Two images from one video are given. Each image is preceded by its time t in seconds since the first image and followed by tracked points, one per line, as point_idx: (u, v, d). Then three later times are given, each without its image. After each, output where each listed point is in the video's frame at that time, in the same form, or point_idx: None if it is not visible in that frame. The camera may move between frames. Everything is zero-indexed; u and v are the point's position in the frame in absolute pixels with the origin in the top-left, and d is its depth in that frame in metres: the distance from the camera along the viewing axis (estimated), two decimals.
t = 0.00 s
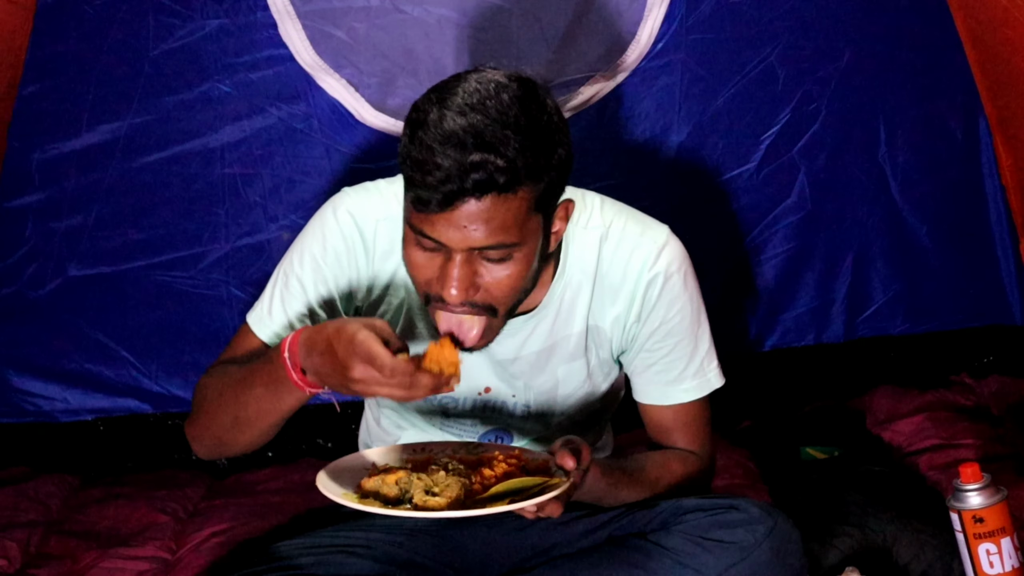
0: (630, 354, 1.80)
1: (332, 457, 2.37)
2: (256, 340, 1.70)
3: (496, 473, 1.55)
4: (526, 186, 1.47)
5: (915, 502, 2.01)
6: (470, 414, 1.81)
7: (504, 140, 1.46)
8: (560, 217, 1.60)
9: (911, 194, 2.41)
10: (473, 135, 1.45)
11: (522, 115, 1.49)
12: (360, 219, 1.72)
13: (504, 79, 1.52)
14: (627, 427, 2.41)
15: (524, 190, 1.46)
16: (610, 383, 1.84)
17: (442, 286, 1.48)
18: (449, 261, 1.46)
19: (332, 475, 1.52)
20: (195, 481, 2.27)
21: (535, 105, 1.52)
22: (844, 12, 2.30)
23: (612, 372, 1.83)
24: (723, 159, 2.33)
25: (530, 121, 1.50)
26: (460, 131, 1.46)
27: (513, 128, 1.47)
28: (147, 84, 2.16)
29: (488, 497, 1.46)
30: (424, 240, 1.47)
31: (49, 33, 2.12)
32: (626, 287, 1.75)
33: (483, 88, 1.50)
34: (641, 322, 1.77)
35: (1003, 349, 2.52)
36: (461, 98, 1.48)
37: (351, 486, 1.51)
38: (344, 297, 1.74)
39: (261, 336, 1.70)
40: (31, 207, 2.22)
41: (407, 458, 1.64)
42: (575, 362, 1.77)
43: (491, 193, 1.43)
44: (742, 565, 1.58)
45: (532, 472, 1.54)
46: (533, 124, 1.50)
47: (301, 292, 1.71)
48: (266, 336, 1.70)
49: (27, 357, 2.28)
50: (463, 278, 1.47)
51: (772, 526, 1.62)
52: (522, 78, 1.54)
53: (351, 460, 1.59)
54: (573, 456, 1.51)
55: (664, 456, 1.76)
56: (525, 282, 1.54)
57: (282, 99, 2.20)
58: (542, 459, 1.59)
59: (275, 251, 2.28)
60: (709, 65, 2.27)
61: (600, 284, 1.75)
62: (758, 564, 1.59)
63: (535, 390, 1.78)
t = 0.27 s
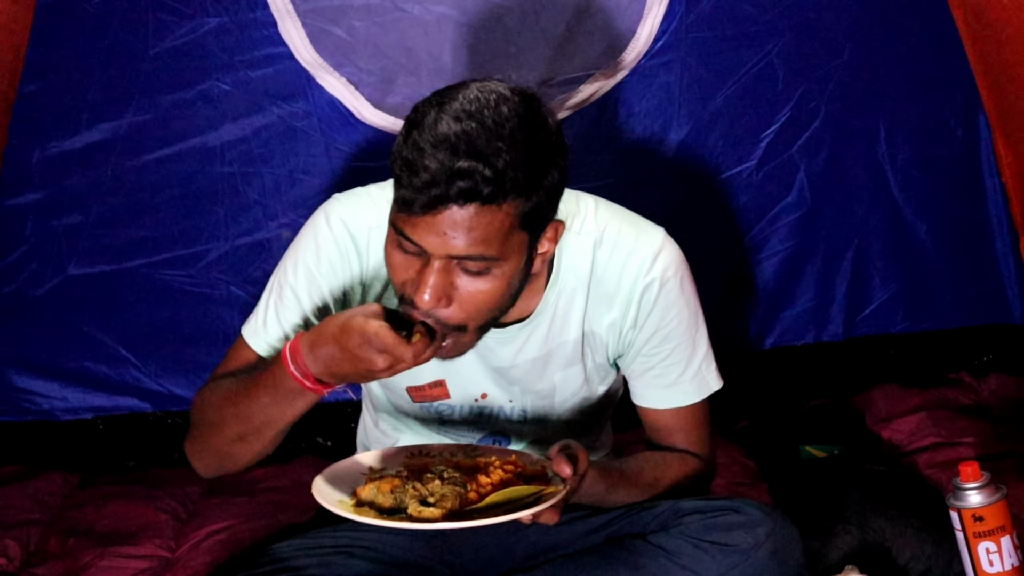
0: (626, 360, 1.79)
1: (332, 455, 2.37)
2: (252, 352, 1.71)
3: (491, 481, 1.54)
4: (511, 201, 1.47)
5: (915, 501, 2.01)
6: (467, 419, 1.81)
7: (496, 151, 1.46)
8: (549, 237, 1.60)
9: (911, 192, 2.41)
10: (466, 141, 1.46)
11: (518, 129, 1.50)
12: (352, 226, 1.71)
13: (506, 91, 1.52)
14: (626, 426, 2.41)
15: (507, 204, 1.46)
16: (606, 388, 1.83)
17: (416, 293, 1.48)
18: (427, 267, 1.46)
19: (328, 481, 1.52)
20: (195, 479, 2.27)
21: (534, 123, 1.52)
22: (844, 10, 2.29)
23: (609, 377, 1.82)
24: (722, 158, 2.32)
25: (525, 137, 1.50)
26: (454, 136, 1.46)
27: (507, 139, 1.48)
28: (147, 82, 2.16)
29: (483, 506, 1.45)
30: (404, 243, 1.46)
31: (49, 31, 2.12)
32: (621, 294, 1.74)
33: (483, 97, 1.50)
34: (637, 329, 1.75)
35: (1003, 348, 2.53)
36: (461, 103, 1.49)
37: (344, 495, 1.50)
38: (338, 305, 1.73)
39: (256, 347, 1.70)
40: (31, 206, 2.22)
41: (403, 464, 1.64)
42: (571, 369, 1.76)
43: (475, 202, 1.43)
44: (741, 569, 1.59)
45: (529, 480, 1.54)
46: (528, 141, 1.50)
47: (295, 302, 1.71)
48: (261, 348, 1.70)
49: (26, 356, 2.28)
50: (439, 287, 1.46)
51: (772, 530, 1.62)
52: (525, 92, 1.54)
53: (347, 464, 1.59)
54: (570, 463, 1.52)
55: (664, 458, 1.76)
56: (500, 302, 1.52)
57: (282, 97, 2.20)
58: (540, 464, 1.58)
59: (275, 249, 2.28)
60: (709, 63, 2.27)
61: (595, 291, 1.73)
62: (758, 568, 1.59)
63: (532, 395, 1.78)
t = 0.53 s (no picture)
0: (626, 361, 1.79)
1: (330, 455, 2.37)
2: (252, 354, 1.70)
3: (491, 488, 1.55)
4: (516, 200, 1.46)
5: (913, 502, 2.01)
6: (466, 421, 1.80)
7: (500, 151, 1.46)
8: (550, 237, 1.60)
9: (909, 193, 2.41)
10: (469, 142, 1.45)
11: (519, 129, 1.49)
12: (352, 227, 1.71)
13: (507, 90, 1.52)
14: (625, 427, 2.41)
15: (512, 203, 1.46)
16: (605, 388, 1.83)
17: (421, 295, 1.47)
18: (432, 267, 1.46)
19: (326, 494, 1.51)
20: (193, 480, 2.26)
21: (536, 123, 1.52)
22: (843, 11, 2.30)
23: (608, 377, 1.82)
24: (721, 159, 2.32)
25: (528, 137, 1.50)
26: (457, 136, 1.45)
27: (510, 140, 1.47)
28: (145, 83, 2.16)
29: (484, 515, 1.45)
30: (409, 244, 1.46)
31: (47, 32, 2.12)
32: (621, 294, 1.74)
33: (485, 98, 1.50)
34: (636, 329, 1.76)
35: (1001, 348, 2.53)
36: (462, 104, 1.48)
37: (342, 505, 1.49)
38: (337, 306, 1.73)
39: (257, 350, 1.70)
40: (29, 207, 2.22)
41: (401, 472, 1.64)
42: (571, 368, 1.77)
43: (480, 202, 1.43)
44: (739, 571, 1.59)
45: (529, 488, 1.54)
46: (531, 140, 1.50)
47: (295, 304, 1.70)
48: (261, 350, 1.70)
49: (24, 357, 2.28)
50: (444, 287, 1.46)
51: (770, 532, 1.62)
52: (525, 92, 1.54)
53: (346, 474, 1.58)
54: (570, 468, 1.51)
55: (662, 458, 1.76)
56: (504, 301, 1.52)
57: (280, 98, 2.20)
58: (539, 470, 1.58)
59: (273, 250, 2.27)
60: (707, 64, 2.27)
61: (595, 291, 1.74)
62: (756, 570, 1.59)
63: (531, 396, 1.78)
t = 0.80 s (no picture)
0: (627, 356, 1.80)
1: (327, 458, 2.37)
2: (260, 350, 1.70)
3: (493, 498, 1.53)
4: (534, 188, 1.48)
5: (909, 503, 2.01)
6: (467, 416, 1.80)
7: (513, 141, 1.46)
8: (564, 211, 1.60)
9: (905, 196, 2.42)
10: (481, 136, 1.46)
11: (528, 116, 1.50)
12: (355, 223, 1.71)
13: (507, 78, 1.52)
14: (622, 430, 2.41)
15: (532, 190, 1.48)
16: (606, 385, 1.83)
17: (449, 287, 1.50)
18: (456, 261, 1.48)
19: (326, 509, 1.50)
20: (189, 484, 2.26)
21: (541, 108, 1.52)
22: (838, 15, 2.30)
23: (609, 373, 1.82)
24: (717, 161, 2.33)
25: (536, 124, 1.50)
26: (468, 132, 1.46)
27: (520, 128, 1.48)
28: (142, 85, 2.16)
29: (487, 526, 1.45)
30: (431, 242, 1.48)
31: (43, 35, 2.12)
32: (623, 288, 1.75)
33: (487, 89, 1.50)
34: (638, 324, 1.76)
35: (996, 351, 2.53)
36: (466, 98, 1.48)
37: (345, 520, 1.49)
38: (341, 302, 1.73)
39: (264, 346, 1.70)
40: (24, 209, 2.21)
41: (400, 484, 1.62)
42: (572, 363, 1.77)
43: (501, 195, 1.45)
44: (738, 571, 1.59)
45: (529, 497, 1.54)
46: (540, 125, 1.50)
47: (300, 299, 1.70)
48: (268, 347, 1.70)
49: (20, 360, 2.27)
50: (471, 278, 1.48)
51: (766, 534, 1.63)
52: (525, 76, 1.54)
53: (344, 490, 1.58)
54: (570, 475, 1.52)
55: (659, 459, 1.76)
56: (531, 283, 1.55)
57: (277, 100, 2.20)
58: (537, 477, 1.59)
59: (269, 252, 2.27)
60: (704, 67, 2.28)
61: (597, 286, 1.75)
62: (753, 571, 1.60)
63: (532, 391, 1.78)
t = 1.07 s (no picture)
0: (630, 348, 1.81)
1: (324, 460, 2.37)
2: (276, 340, 1.70)
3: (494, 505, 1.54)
4: (554, 162, 1.47)
5: (906, 506, 2.01)
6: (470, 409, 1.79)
7: (533, 115, 1.45)
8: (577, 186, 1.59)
9: (903, 197, 2.41)
10: (500, 110, 1.45)
11: (546, 91, 1.49)
12: (364, 213, 1.72)
13: (524, 54, 1.51)
14: (620, 431, 2.41)
15: (552, 164, 1.47)
16: (609, 377, 1.84)
17: (469, 260, 1.49)
18: (477, 234, 1.47)
19: (327, 521, 1.49)
20: (187, 486, 2.26)
21: (558, 82, 1.51)
22: (835, 17, 2.30)
23: (611, 366, 1.83)
24: (714, 163, 2.33)
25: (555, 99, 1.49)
26: (487, 106, 1.45)
27: (539, 102, 1.47)
28: (139, 87, 2.16)
29: (490, 532, 1.44)
30: (450, 215, 1.47)
31: (40, 37, 2.11)
32: (629, 278, 1.76)
33: (505, 64, 1.49)
34: (643, 315, 1.77)
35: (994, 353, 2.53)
36: (484, 74, 1.47)
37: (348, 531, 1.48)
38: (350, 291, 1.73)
39: (278, 335, 1.69)
40: (22, 212, 2.21)
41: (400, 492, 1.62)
42: (576, 352, 1.77)
43: (521, 169, 1.44)
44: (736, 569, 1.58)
45: (530, 502, 1.54)
46: (558, 100, 1.50)
47: (311, 287, 1.70)
48: (282, 336, 1.69)
49: (17, 362, 2.27)
50: (491, 251, 1.48)
51: (764, 533, 1.62)
52: (541, 51, 1.53)
53: (344, 499, 1.56)
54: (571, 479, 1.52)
55: (658, 461, 1.75)
56: (548, 257, 1.55)
57: (274, 103, 2.20)
58: (538, 484, 1.59)
59: (266, 255, 2.27)
60: (701, 69, 2.27)
61: (603, 276, 1.76)
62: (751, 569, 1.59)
63: (536, 382, 1.77)
